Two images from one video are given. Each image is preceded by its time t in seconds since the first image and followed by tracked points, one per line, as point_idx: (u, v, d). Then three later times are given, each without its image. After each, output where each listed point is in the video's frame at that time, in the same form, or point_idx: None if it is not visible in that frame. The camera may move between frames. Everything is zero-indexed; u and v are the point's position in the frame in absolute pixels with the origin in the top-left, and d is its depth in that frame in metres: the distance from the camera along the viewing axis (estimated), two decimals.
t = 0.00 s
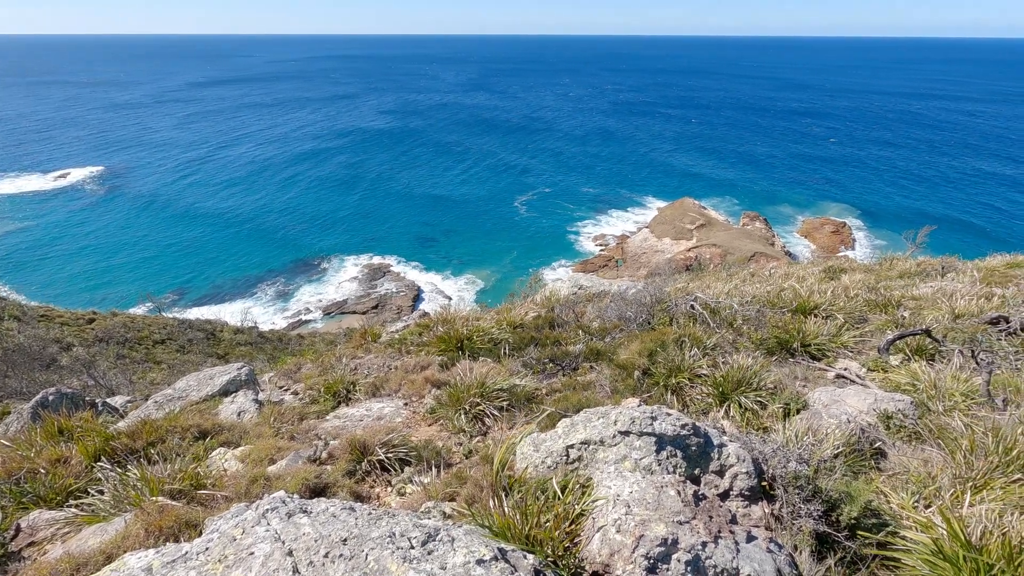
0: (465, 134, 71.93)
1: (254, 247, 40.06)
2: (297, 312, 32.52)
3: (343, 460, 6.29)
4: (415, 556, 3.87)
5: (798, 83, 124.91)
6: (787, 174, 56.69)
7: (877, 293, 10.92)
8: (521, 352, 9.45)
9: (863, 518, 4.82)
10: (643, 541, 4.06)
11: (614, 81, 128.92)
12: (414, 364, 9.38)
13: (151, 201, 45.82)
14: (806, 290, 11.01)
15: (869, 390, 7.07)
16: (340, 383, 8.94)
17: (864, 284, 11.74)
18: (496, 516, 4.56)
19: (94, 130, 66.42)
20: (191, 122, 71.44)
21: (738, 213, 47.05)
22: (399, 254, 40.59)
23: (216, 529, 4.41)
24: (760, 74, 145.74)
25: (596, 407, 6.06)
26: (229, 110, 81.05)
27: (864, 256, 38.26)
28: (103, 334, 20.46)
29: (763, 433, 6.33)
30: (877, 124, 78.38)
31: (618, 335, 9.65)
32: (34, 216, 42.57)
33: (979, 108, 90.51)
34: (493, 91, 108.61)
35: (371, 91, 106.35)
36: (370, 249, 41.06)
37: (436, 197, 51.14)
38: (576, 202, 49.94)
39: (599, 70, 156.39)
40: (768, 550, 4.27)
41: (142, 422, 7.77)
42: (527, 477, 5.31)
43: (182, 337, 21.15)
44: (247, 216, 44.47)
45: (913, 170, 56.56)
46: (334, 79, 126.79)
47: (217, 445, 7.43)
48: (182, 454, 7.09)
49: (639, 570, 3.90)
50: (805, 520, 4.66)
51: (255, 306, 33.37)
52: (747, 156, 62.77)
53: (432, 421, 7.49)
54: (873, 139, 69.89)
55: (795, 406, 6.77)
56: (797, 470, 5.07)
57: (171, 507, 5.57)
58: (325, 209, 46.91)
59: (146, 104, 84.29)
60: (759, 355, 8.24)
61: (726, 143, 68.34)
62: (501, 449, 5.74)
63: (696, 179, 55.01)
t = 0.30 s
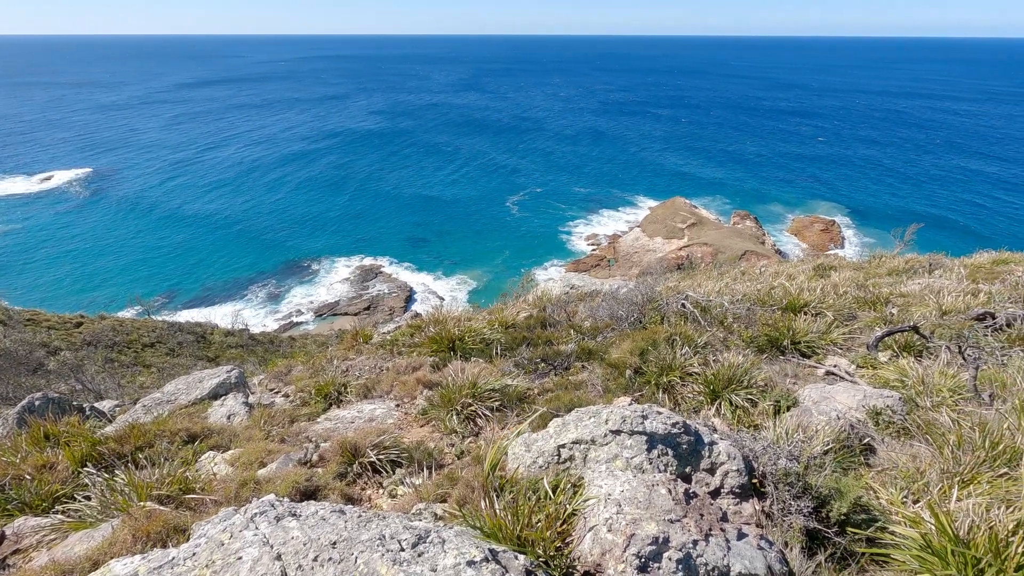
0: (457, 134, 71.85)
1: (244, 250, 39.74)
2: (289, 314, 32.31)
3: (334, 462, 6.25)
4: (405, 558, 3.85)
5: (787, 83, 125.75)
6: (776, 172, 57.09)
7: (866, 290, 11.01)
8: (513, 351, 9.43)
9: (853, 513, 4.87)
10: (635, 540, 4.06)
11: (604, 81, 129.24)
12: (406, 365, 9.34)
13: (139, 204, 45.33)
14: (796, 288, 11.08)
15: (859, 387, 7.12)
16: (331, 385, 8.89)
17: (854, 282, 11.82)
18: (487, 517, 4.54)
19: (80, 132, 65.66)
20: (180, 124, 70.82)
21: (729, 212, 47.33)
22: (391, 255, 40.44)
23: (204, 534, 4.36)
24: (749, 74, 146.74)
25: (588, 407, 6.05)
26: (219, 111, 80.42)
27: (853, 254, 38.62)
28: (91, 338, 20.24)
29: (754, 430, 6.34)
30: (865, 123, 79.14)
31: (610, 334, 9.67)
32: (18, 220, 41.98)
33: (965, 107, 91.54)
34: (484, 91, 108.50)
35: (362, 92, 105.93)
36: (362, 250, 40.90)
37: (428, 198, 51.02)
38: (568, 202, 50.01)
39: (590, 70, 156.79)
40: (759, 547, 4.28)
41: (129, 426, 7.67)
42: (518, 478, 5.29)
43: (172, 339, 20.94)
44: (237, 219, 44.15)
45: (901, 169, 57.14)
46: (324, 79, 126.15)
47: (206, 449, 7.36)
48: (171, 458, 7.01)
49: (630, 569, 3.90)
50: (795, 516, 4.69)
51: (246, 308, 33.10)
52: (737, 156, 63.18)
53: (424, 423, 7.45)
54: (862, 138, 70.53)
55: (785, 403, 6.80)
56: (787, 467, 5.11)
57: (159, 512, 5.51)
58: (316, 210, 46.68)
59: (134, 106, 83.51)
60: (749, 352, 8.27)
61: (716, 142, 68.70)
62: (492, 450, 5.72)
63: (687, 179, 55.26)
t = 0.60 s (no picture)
0: (447, 133, 71.75)
1: (233, 251, 39.44)
2: (279, 315, 32.09)
3: (326, 464, 6.20)
4: (397, 559, 3.83)
5: (774, 81, 126.71)
6: (765, 171, 57.54)
7: (854, 287, 11.14)
8: (505, 351, 9.44)
9: (842, 508, 4.92)
10: (627, 537, 4.08)
11: (594, 80, 129.57)
12: (398, 365, 9.31)
13: (126, 206, 44.82)
14: (785, 285, 11.16)
15: (847, 383, 7.21)
16: (322, 386, 8.85)
17: (842, 279, 11.94)
18: (480, 516, 4.54)
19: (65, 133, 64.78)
20: (167, 124, 70.08)
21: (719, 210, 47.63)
22: (383, 255, 40.30)
23: (194, 538, 4.32)
24: (737, 73, 147.81)
25: (580, 406, 6.06)
26: (207, 111, 79.68)
27: (842, 251, 39.00)
28: (78, 341, 19.99)
29: (744, 427, 6.39)
30: (851, 122, 80.00)
31: (602, 333, 9.70)
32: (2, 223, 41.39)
33: (950, 105, 92.61)
34: (474, 91, 108.29)
35: (351, 92, 105.39)
36: (353, 251, 40.73)
37: (419, 198, 50.90)
38: (560, 201, 50.10)
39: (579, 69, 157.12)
40: (750, 542, 4.32)
41: (118, 430, 7.59)
42: (511, 477, 5.29)
43: (161, 342, 20.69)
44: (226, 220, 43.86)
45: (887, 166, 57.78)
46: (313, 79, 125.27)
47: (197, 452, 7.30)
48: (161, 462, 6.94)
49: (622, 566, 3.92)
50: (785, 511, 4.74)
51: (236, 310, 32.84)
52: (727, 155, 63.57)
53: (417, 423, 7.43)
54: (849, 136, 71.17)
55: (775, 399, 6.87)
56: (777, 463, 5.16)
57: (149, 517, 5.44)
58: (307, 211, 46.41)
59: (120, 106, 82.54)
60: (740, 349, 8.34)
61: (705, 141, 69.09)
62: (485, 449, 5.72)
63: (678, 178, 55.53)
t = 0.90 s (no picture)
0: (438, 133, 71.57)
1: (223, 253, 39.20)
2: (270, 317, 31.87)
3: (316, 467, 6.17)
4: (387, 562, 3.82)
5: (763, 80, 127.59)
6: (755, 169, 57.91)
7: (842, 284, 11.23)
8: (496, 351, 9.44)
9: (830, 504, 4.96)
10: (617, 536, 4.10)
11: (584, 79, 129.77)
12: (389, 366, 9.28)
13: (111, 208, 44.27)
14: (775, 283, 11.23)
15: (836, 379, 7.27)
16: (313, 388, 8.79)
17: (830, 276, 12.02)
18: (470, 517, 4.52)
19: (50, 134, 63.85)
20: (154, 125, 69.33)
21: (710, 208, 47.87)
22: (374, 256, 40.15)
23: (180, 543, 4.27)
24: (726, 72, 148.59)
25: (570, 405, 6.06)
26: (195, 111, 78.93)
27: (831, 248, 39.33)
28: (65, 345, 19.73)
29: (734, 424, 6.43)
30: (839, 120, 80.71)
31: (593, 332, 9.72)
32: None
33: (936, 104, 93.68)
34: (465, 91, 108.12)
35: (341, 91, 104.80)
36: (344, 252, 40.55)
37: (411, 198, 50.74)
38: (551, 201, 50.11)
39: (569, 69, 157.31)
40: (739, 539, 4.33)
41: (105, 434, 7.50)
42: (502, 477, 5.28)
43: (149, 345, 20.47)
44: (214, 222, 43.48)
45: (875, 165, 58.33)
46: (302, 79, 124.45)
47: (185, 456, 7.22)
48: (148, 466, 6.85)
49: (613, 565, 3.94)
50: (774, 508, 4.77)
51: (226, 312, 32.57)
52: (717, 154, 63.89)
53: (408, 424, 7.40)
54: (837, 135, 71.81)
55: (765, 397, 6.90)
56: (766, 460, 5.19)
57: (136, 522, 5.38)
58: (297, 212, 46.18)
59: (106, 107, 81.54)
60: (730, 347, 8.38)
61: (696, 140, 69.38)
62: (475, 450, 5.71)
63: (668, 177, 55.73)
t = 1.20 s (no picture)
0: (428, 134, 71.38)
1: (211, 255, 38.81)
2: (259, 319, 31.58)
3: (304, 470, 6.11)
4: (374, 566, 3.78)
5: (751, 80, 128.69)
6: (743, 169, 58.35)
7: (829, 282, 11.33)
8: (486, 351, 9.42)
9: (818, 500, 5.01)
10: (606, 536, 4.09)
11: (574, 79, 130.12)
12: (379, 368, 9.22)
13: (95, 211, 43.64)
14: (763, 281, 11.30)
15: (823, 376, 7.34)
16: (301, 391, 8.71)
17: (818, 274, 12.13)
18: (459, 519, 4.50)
19: (33, 135, 62.89)
20: (140, 126, 68.52)
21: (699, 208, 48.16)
22: (364, 257, 39.96)
23: (164, 550, 4.22)
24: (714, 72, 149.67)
25: (560, 405, 6.05)
26: (181, 112, 77.99)
27: (819, 247, 39.72)
28: (49, 350, 19.44)
29: (724, 422, 6.45)
30: (826, 120, 81.59)
31: (583, 331, 9.73)
32: None
33: (920, 104, 94.98)
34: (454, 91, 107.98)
35: (330, 92, 104.27)
36: (334, 253, 40.31)
37: (401, 199, 50.54)
38: (541, 201, 50.19)
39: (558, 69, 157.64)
40: (728, 537, 4.34)
41: (89, 440, 7.36)
42: (491, 478, 5.26)
43: (136, 349, 20.22)
44: (201, 224, 43.02)
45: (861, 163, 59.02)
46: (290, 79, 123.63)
47: (172, 461, 7.12)
48: (134, 472, 6.75)
49: (602, 564, 3.94)
50: (763, 505, 4.80)
51: (214, 315, 32.24)
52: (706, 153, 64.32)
53: (398, 426, 7.36)
54: (824, 134, 72.52)
55: (753, 394, 6.94)
56: (755, 457, 5.22)
57: (120, 529, 5.29)
58: (286, 214, 45.86)
59: (90, 108, 80.36)
60: (719, 346, 8.42)
61: (685, 140, 69.82)
62: (465, 451, 5.68)
63: (658, 176, 55.99)
